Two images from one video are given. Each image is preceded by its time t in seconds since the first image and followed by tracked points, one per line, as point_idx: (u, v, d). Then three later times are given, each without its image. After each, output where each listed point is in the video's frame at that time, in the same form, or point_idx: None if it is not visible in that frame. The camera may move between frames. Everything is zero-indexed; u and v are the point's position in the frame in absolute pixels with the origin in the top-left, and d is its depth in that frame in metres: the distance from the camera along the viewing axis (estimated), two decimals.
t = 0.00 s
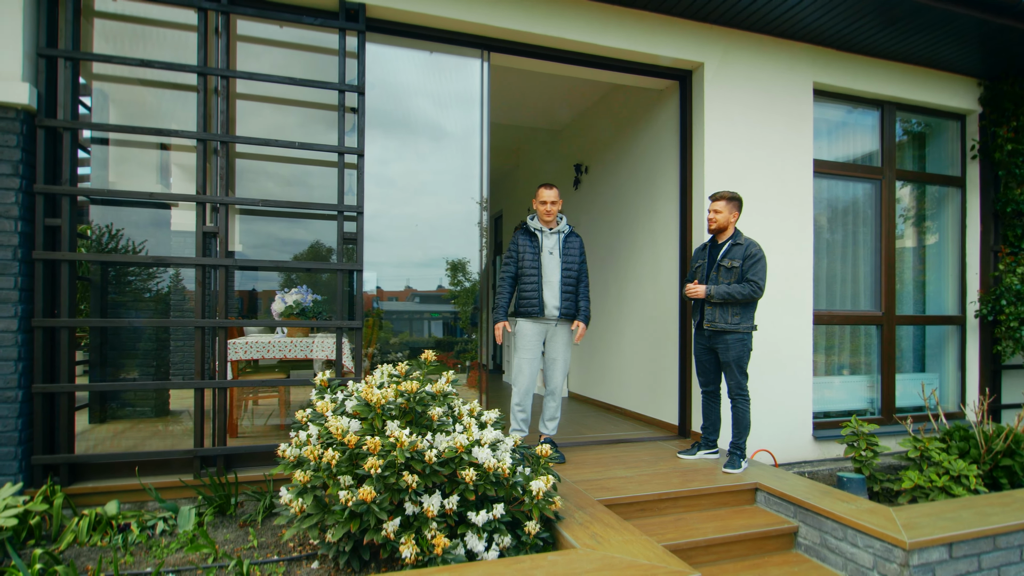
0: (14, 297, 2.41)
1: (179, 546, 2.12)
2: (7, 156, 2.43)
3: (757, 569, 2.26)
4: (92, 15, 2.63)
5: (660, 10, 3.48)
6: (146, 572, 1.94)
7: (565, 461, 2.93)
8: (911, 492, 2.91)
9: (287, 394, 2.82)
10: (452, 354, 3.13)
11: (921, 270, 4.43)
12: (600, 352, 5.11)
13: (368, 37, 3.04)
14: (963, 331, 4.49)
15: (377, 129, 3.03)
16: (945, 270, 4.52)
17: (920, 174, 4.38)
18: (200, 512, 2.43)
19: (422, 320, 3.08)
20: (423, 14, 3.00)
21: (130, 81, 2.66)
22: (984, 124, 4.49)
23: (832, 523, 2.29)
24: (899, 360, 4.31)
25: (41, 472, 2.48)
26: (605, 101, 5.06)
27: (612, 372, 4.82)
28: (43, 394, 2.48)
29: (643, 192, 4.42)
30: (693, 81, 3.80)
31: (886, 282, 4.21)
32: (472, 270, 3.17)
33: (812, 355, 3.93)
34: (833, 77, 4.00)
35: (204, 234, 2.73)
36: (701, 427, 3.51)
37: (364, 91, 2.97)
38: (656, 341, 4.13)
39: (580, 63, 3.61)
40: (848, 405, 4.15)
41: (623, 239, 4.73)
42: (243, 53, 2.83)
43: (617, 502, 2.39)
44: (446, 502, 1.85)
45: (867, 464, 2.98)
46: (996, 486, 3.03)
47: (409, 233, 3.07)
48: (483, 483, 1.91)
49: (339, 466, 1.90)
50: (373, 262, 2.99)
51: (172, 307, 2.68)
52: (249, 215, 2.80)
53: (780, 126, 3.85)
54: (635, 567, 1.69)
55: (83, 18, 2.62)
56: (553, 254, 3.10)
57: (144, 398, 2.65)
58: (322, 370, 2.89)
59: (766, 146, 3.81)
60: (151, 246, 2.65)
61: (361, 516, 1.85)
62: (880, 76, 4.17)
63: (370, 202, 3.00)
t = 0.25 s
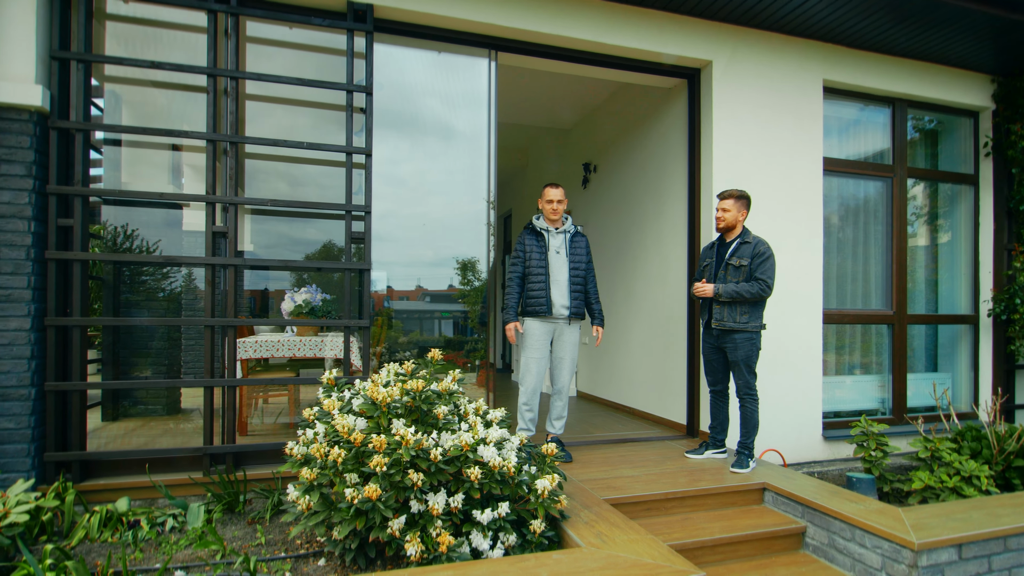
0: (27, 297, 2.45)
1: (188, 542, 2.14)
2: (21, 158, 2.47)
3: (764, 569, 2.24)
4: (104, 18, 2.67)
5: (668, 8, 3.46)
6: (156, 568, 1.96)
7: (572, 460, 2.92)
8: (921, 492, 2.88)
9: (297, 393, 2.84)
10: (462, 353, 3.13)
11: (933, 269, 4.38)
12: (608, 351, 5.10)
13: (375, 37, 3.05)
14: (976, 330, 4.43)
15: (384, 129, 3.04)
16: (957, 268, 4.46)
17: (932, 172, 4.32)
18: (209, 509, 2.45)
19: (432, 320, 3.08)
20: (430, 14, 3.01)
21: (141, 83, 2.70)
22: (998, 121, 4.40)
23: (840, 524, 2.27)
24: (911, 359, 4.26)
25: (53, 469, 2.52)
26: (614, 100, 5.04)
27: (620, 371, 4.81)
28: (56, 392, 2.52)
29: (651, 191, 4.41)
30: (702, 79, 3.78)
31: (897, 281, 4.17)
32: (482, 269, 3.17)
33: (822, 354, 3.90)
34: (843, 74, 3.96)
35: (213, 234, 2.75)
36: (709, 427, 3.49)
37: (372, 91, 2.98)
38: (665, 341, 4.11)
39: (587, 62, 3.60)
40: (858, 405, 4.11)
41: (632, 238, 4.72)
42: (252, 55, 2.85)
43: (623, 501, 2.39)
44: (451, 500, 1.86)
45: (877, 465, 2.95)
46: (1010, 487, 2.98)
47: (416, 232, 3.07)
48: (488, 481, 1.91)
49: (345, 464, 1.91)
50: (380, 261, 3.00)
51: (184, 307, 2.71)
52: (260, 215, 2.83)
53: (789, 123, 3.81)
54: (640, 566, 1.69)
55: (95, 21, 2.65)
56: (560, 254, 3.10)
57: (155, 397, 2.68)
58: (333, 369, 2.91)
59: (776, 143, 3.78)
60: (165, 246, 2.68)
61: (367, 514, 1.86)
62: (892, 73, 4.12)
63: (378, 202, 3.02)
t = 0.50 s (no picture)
0: (37, 296, 2.47)
1: (196, 540, 2.15)
2: (31, 158, 2.49)
3: (771, 569, 2.23)
4: (113, 19, 2.69)
5: (675, 6, 3.45)
6: (163, 565, 1.97)
7: (578, 460, 2.92)
8: (930, 493, 2.85)
9: (304, 392, 2.85)
10: (470, 353, 3.13)
11: (943, 267, 4.33)
12: (615, 351, 5.08)
13: (382, 37, 3.06)
14: (987, 330, 4.38)
15: (391, 129, 3.05)
16: (968, 267, 4.41)
17: (943, 170, 4.28)
18: (217, 506, 2.47)
19: (440, 319, 3.09)
20: (437, 14, 3.01)
21: (150, 84, 2.72)
22: (1009, 119, 4.36)
23: (847, 524, 2.25)
24: (921, 359, 4.22)
25: (63, 467, 2.54)
26: (621, 98, 5.03)
27: (627, 371, 4.79)
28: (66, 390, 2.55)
29: (659, 190, 4.39)
30: (709, 77, 3.76)
31: (907, 280, 4.13)
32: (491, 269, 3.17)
33: (831, 354, 3.86)
34: (852, 72, 3.93)
35: (222, 233, 2.77)
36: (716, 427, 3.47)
37: (378, 91, 2.99)
38: (672, 340, 4.10)
39: (593, 60, 3.59)
40: (868, 405, 4.07)
41: (639, 238, 4.70)
42: (260, 55, 2.87)
43: (629, 500, 2.38)
44: (456, 499, 1.86)
45: (886, 465, 2.92)
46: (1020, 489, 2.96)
47: (423, 232, 3.08)
48: (494, 480, 1.91)
49: (351, 462, 1.92)
50: (386, 260, 3.01)
51: (193, 306, 2.73)
52: (268, 215, 2.84)
53: (797, 122, 3.79)
54: (644, 566, 1.68)
55: (105, 22, 2.68)
56: (567, 253, 3.10)
57: (165, 395, 2.70)
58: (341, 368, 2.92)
59: (784, 142, 3.75)
60: (175, 246, 2.71)
61: (372, 512, 1.87)
62: (902, 70, 4.08)
63: (384, 201, 3.02)
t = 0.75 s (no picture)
0: (47, 296, 2.50)
1: (202, 538, 2.17)
2: (41, 159, 2.51)
3: (777, 570, 2.22)
4: (122, 21, 2.71)
5: (681, 4, 3.43)
6: (170, 563, 1.99)
7: (583, 459, 2.91)
8: (939, 494, 2.83)
9: (311, 391, 2.86)
10: (477, 352, 3.13)
11: (953, 267, 4.29)
12: (622, 350, 5.07)
13: (388, 38, 3.07)
14: (998, 330, 4.33)
15: (397, 129, 3.05)
16: (979, 267, 4.36)
17: (953, 169, 4.24)
18: (223, 505, 2.48)
19: (447, 319, 3.09)
20: (443, 13, 3.01)
21: (158, 85, 2.74)
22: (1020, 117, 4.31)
23: (854, 525, 2.23)
24: (930, 360, 4.19)
25: (72, 465, 2.57)
26: (627, 97, 5.01)
27: (634, 371, 4.78)
28: (75, 389, 2.57)
29: (665, 189, 4.38)
30: (716, 76, 3.74)
31: (916, 280, 4.09)
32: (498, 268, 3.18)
33: (839, 354, 3.84)
34: (860, 70, 3.90)
35: (229, 233, 2.79)
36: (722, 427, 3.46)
37: (384, 91, 3.00)
38: (678, 340, 4.09)
39: (599, 59, 3.58)
40: (876, 405, 4.04)
41: (645, 237, 4.69)
42: (266, 56, 2.88)
43: (635, 500, 2.37)
44: (460, 498, 1.86)
45: (894, 466, 2.90)
46: None
47: (428, 231, 3.08)
48: (498, 480, 1.91)
49: (356, 461, 1.92)
50: (392, 260, 3.01)
51: (201, 306, 2.75)
52: (276, 215, 2.85)
53: (805, 120, 3.76)
54: (649, 566, 1.68)
55: (113, 24, 2.70)
56: (573, 252, 3.09)
57: (173, 394, 2.72)
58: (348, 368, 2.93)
59: (791, 140, 3.73)
60: (183, 245, 2.73)
61: (377, 511, 1.87)
62: (911, 68, 4.04)
63: (390, 201, 3.03)
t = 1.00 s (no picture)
0: (57, 296, 2.52)
1: (209, 537, 2.18)
2: (51, 161, 2.54)
3: (784, 572, 2.20)
4: (131, 23, 2.73)
5: (687, 4, 3.42)
6: (177, 561, 2.00)
7: (589, 460, 2.91)
8: (948, 496, 2.80)
9: (317, 391, 2.87)
10: (483, 352, 3.13)
11: (963, 266, 4.25)
12: (628, 350, 5.06)
13: (394, 39, 3.08)
14: (1009, 330, 4.29)
15: (403, 130, 3.06)
16: (989, 266, 4.32)
17: (962, 168, 4.20)
18: (230, 504, 2.50)
19: (454, 319, 3.10)
20: (448, 14, 3.02)
21: (166, 86, 2.76)
22: None
23: (861, 527, 2.22)
24: (940, 360, 4.15)
25: (81, 464, 2.59)
26: (634, 97, 5.00)
27: (640, 371, 4.77)
28: (84, 388, 2.59)
29: (671, 189, 4.36)
30: (722, 75, 3.73)
31: (925, 280, 4.05)
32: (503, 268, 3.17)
33: (847, 354, 3.81)
34: (868, 68, 3.87)
35: (236, 234, 2.80)
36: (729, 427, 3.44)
37: (390, 92, 3.01)
38: (684, 340, 4.07)
39: (605, 59, 3.58)
40: (885, 406, 4.00)
41: (651, 237, 4.67)
42: (273, 57, 2.89)
43: (640, 501, 2.36)
44: (465, 498, 1.86)
45: (902, 468, 2.88)
46: None
47: (434, 232, 3.08)
48: (503, 480, 1.91)
49: (361, 460, 1.93)
50: (398, 260, 3.02)
51: (209, 306, 2.77)
52: (283, 215, 2.87)
53: (812, 119, 3.74)
54: (654, 567, 1.67)
55: (123, 27, 2.72)
56: (577, 252, 3.08)
57: (181, 394, 2.74)
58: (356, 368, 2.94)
59: (798, 140, 3.70)
60: (191, 246, 2.75)
61: (382, 511, 1.88)
62: (920, 66, 4.01)
63: (396, 201, 3.04)
